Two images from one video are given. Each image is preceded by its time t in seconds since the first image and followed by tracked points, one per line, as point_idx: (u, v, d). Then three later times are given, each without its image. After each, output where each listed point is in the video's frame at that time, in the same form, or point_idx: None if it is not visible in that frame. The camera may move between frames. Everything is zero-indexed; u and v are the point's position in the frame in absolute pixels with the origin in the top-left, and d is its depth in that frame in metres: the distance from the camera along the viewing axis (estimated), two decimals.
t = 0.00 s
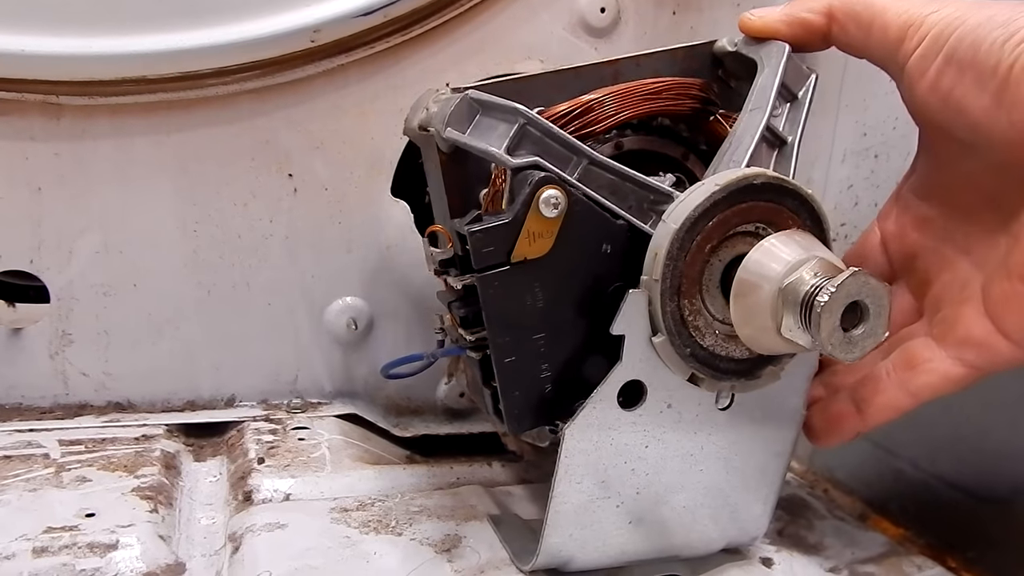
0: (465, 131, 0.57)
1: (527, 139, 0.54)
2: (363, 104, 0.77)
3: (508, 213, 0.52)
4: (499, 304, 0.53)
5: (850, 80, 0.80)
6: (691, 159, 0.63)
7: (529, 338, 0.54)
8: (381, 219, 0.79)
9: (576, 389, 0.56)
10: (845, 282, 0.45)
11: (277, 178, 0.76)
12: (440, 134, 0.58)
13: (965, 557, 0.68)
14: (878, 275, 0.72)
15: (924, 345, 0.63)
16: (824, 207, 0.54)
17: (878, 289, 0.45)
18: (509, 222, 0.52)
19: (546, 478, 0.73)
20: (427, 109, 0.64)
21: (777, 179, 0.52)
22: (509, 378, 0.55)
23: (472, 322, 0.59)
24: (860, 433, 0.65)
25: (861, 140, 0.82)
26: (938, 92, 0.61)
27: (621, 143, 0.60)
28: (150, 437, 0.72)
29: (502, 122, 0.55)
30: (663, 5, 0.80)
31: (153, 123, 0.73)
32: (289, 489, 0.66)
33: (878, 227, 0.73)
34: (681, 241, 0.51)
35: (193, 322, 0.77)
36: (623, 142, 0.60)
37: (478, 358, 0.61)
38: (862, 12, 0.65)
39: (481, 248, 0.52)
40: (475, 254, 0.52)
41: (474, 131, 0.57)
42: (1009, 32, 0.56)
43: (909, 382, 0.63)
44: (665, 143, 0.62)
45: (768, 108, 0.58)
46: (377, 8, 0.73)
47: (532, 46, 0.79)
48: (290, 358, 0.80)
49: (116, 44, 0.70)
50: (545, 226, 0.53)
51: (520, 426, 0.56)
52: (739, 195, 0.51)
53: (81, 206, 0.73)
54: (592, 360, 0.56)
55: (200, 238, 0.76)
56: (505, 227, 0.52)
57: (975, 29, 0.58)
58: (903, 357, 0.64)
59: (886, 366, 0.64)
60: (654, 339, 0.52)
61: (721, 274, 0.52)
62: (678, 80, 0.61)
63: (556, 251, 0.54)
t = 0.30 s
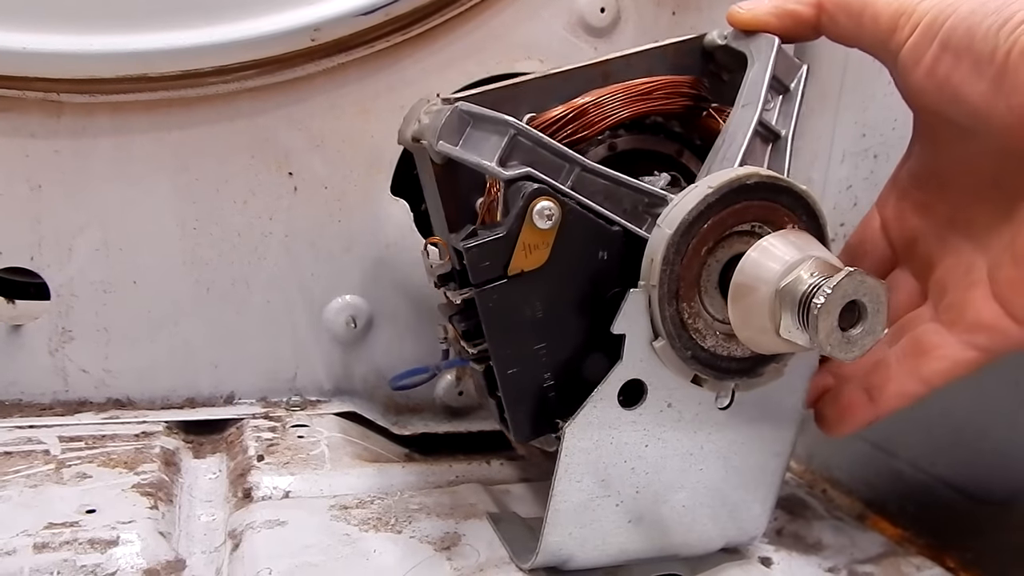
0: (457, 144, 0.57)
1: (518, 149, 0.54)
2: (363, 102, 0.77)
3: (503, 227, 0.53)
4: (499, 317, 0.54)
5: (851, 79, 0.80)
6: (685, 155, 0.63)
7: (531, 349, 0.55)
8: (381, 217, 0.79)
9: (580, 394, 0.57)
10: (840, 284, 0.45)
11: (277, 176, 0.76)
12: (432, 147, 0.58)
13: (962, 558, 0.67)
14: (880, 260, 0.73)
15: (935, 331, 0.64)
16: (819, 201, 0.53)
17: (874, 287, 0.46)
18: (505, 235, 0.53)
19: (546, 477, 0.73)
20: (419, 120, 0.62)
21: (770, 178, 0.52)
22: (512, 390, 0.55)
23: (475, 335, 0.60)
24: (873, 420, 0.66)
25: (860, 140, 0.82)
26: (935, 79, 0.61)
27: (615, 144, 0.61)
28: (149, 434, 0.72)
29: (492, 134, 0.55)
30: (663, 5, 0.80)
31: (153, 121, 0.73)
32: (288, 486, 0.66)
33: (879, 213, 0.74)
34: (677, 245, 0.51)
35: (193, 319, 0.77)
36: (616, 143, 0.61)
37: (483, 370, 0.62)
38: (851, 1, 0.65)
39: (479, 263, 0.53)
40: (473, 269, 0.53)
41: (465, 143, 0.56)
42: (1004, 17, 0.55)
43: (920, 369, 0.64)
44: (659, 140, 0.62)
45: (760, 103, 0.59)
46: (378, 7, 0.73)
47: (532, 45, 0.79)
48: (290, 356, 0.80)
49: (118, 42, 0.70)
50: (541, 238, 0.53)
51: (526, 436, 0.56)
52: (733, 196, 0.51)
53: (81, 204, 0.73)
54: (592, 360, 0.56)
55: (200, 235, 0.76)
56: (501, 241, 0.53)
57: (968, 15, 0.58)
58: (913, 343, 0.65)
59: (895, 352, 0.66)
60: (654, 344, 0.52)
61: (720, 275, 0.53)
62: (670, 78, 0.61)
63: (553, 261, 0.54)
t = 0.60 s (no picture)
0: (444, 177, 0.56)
1: (504, 180, 0.54)
2: (365, 99, 0.77)
3: (498, 263, 0.53)
4: (504, 352, 0.55)
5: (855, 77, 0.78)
6: (676, 149, 0.63)
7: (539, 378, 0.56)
8: (382, 214, 0.79)
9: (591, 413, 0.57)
10: (835, 292, 0.45)
11: (280, 174, 0.76)
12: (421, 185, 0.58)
13: (964, 559, 0.67)
14: (886, 228, 0.73)
15: (950, 298, 0.64)
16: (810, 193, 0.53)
17: (869, 291, 0.45)
18: (500, 272, 0.53)
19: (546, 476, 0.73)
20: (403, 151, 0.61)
21: (757, 179, 0.51)
22: (531, 415, 0.56)
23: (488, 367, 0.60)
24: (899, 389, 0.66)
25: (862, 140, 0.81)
26: (923, 49, 0.59)
27: (603, 150, 0.60)
28: (151, 430, 0.72)
29: (478, 168, 0.55)
30: (666, 4, 0.80)
31: (156, 117, 0.73)
32: (289, 483, 0.66)
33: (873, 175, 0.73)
34: (672, 261, 0.51)
35: (195, 316, 0.77)
36: (603, 150, 0.60)
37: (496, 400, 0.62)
38: None
39: (477, 303, 0.54)
40: (472, 309, 0.54)
41: (452, 174, 0.55)
42: None
43: (938, 335, 0.64)
44: (646, 137, 0.62)
45: (741, 98, 0.58)
46: (381, 5, 0.73)
47: (534, 43, 0.79)
48: (291, 352, 0.80)
49: (121, 39, 0.70)
50: (535, 270, 0.53)
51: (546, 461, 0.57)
52: (721, 205, 0.51)
53: (84, 200, 0.73)
54: (591, 361, 0.56)
55: (202, 232, 0.76)
56: (496, 279, 0.53)
57: None
58: (930, 312, 0.65)
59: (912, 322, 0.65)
60: (662, 359, 0.53)
61: (719, 281, 0.52)
62: (650, 79, 0.60)
63: (552, 292, 0.54)
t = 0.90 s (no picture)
0: (438, 204, 0.56)
1: (498, 205, 0.54)
2: (365, 98, 0.76)
3: (496, 292, 0.53)
4: (508, 380, 0.54)
5: (851, 79, 0.78)
6: (671, 149, 0.62)
7: (545, 401, 0.55)
8: (382, 214, 0.79)
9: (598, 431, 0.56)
10: (833, 310, 0.44)
11: (280, 174, 0.76)
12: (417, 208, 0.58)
13: (965, 558, 0.66)
14: (886, 210, 0.73)
15: (958, 282, 0.63)
16: (804, 198, 0.52)
17: (868, 305, 0.45)
18: (499, 302, 0.53)
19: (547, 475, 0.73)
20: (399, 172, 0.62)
21: (750, 191, 0.50)
22: (538, 438, 0.55)
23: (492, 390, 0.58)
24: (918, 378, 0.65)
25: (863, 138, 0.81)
26: (911, 37, 0.58)
27: (597, 159, 0.60)
28: (150, 430, 0.72)
29: (472, 194, 0.55)
30: (666, 2, 0.79)
31: (155, 117, 0.73)
32: (288, 484, 0.66)
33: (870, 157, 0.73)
34: (671, 279, 0.50)
35: (196, 315, 0.77)
36: (598, 158, 0.60)
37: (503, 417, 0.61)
38: None
39: (478, 333, 0.53)
40: (473, 339, 0.53)
41: (449, 201, 0.55)
42: None
43: (949, 322, 0.63)
44: (639, 138, 0.62)
45: (733, 102, 0.57)
46: (380, 4, 0.72)
47: (534, 42, 0.79)
48: (291, 352, 0.80)
49: (120, 39, 0.70)
50: (534, 296, 0.53)
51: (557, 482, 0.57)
52: (717, 219, 0.50)
53: (83, 200, 0.73)
54: (590, 361, 0.55)
55: (202, 232, 0.76)
56: (496, 308, 0.53)
57: None
58: (940, 297, 0.63)
59: (924, 309, 0.64)
60: (666, 374, 0.53)
61: (719, 293, 0.52)
62: (638, 86, 0.60)
63: (553, 315, 0.54)
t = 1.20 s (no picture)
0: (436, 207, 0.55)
1: (496, 208, 0.53)
2: (364, 99, 0.76)
3: (495, 296, 0.52)
4: (508, 383, 0.54)
5: (849, 79, 0.77)
6: (669, 149, 0.62)
7: (545, 404, 0.55)
8: (381, 215, 0.78)
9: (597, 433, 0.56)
10: (833, 311, 0.44)
11: (279, 175, 0.76)
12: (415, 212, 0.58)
13: (967, 559, 0.66)
14: (884, 209, 0.73)
15: (951, 283, 0.63)
16: (804, 199, 0.52)
17: (868, 306, 0.44)
18: (498, 306, 0.52)
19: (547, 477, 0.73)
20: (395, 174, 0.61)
21: (748, 192, 0.50)
22: (538, 442, 0.55)
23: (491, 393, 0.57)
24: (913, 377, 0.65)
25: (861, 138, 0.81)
26: (901, 46, 0.56)
27: (595, 160, 0.60)
28: (149, 433, 0.72)
29: (469, 197, 0.54)
30: (664, 2, 0.79)
31: (153, 119, 0.73)
32: (288, 487, 0.66)
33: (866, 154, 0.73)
34: (670, 282, 0.50)
35: (194, 317, 0.77)
36: (596, 158, 0.60)
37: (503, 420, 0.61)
38: None
39: (477, 337, 0.53)
40: (473, 344, 0.53)
41: (447, 204, 0.55)
42: None
43: (945, 323, 0.63)
44: (637, 139, 0.61)
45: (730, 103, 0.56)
46: (378, 5, 0.72)
47: (532, 42, 0.78)
48: (290, 353, 0.79)
49: (118, 41, 0.70)
50: (533, 300, 0.53)
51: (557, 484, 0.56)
52: (716, 220, 0.50)
53: (81, 202, 0.73)
54: (590, 363, 0.55)
55: (200, 234, 0.75)
56: (495, 312, 0.52)
57: None
58: (934, 297, 0.64)
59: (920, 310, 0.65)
60: (666, 375, 0.53)
61: (719, 294, 0.52)
62: (636, 87, 0.60)
63: (552, 318, 0.53)
